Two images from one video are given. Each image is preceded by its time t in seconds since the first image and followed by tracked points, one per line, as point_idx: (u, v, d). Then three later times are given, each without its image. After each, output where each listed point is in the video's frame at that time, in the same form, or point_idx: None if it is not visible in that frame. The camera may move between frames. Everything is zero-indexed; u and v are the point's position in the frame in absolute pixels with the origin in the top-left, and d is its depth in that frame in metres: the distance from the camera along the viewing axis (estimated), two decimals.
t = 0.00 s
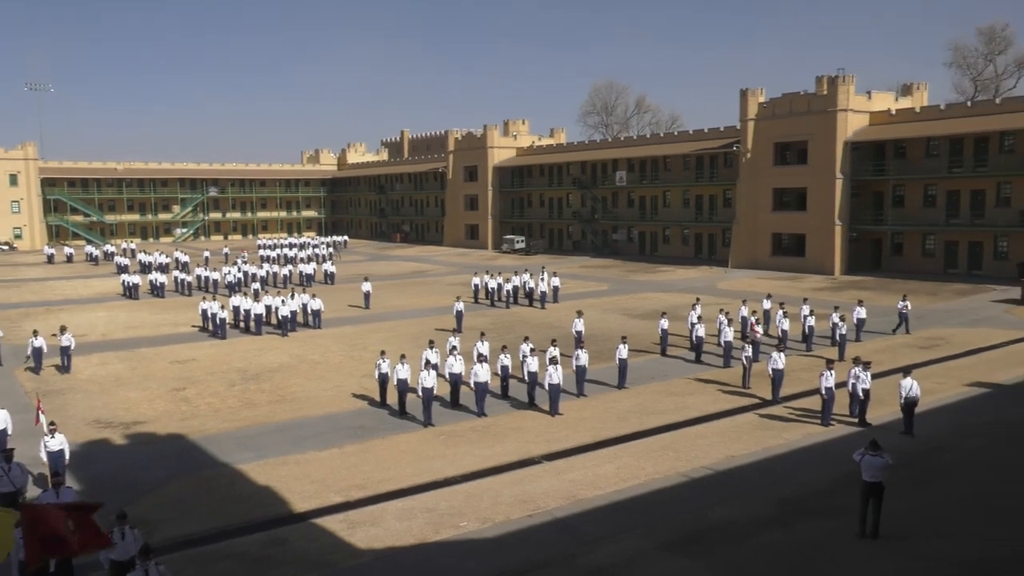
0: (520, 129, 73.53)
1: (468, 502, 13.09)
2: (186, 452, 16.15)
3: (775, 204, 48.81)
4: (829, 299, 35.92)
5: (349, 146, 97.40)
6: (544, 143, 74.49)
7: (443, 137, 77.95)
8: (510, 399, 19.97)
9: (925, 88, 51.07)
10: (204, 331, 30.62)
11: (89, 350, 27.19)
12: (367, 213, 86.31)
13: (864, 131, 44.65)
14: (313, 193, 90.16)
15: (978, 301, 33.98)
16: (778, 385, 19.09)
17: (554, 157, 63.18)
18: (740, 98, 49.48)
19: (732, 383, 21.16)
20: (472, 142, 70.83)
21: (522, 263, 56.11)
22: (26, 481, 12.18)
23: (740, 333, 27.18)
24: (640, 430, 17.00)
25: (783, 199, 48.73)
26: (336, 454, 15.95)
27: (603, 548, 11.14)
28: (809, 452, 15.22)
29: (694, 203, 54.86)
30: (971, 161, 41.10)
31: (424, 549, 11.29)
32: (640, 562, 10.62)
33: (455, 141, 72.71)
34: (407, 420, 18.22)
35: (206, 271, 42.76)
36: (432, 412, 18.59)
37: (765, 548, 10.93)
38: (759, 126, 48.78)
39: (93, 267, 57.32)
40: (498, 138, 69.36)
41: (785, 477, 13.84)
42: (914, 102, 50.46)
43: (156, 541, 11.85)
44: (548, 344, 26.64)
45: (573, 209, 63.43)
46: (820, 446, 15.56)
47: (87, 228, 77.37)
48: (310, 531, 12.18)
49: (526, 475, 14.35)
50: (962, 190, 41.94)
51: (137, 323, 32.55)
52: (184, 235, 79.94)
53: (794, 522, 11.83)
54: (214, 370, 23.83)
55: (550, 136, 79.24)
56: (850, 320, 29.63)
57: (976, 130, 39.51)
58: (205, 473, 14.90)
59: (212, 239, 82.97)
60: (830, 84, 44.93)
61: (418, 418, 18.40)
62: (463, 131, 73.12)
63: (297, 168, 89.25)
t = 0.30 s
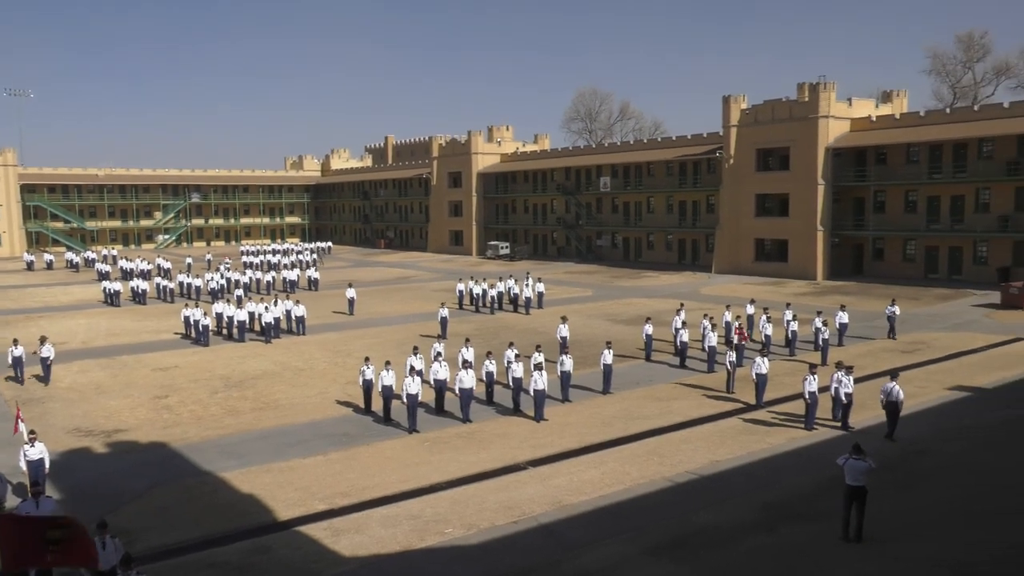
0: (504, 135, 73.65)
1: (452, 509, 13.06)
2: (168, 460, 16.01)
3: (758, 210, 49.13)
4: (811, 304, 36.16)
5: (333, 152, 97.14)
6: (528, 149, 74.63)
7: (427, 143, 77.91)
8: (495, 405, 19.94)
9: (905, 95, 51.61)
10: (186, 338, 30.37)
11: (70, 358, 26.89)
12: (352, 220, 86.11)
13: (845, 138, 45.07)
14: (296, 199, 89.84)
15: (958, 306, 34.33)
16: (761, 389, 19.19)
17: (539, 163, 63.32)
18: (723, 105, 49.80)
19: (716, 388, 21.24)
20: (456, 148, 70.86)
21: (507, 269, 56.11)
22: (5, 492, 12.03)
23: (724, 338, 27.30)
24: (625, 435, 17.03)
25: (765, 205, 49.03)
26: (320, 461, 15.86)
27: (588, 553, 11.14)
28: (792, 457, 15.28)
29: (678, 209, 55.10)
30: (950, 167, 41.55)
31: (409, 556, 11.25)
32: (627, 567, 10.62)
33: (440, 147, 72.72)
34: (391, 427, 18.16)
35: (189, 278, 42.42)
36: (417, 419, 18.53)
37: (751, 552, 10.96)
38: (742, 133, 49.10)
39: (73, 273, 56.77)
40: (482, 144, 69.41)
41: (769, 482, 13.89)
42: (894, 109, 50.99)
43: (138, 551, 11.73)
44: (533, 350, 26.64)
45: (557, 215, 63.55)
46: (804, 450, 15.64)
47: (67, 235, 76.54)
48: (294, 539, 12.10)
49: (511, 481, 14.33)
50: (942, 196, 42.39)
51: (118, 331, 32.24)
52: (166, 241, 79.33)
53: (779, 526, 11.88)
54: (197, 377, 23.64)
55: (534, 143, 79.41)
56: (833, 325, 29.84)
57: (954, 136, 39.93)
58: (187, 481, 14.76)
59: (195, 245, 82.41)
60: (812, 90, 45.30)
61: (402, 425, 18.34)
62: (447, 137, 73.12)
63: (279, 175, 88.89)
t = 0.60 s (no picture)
0: (493, 139, 73.70)
1: (444, 512, 13.03)
2: (156, 465, 15.91)
3: (746, 213, 49.31)
4: (800, 306, 36.33)
5: (322, 155, 96.95)
6: (518, 152, 74.71)
7: (417, 146, 77.88)
8: (485, 409, 19.92)
9: (892, 100, 51.96)
10: (174, 342, 30.25)
11: (57, 362, 26.74)
12: (341, 223, 85.96)
13: (833, 141, 45.31)
14: (285, 202, 89.61)
15: (946, 308, 34.54)
16: (751, 392, 19.24)
17: (529, 166, 63.37)
18: (711, 108, 50.00)
19: (705, 391, 21.29)
20: (446, 151, 70.87)
21: (497, 272, 56.13)
22: None
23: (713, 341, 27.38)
24: (616, 438, 17.04)
25: (754, 208, 49.20)
26: (310, 465, 15.80)
27: (579, 556, 11.14)
28: (782, 459, 15.34)
29: (667, 212, 55.20)
30: (937, 170, 41.82)
31: (399, 560, 11.22)
32: (617, 570, 10.62)
33: (429, 151, 72.69)
34: (381, 431, 18.11)
35: (177, 281, 42.25)
36: (407, 423, 18.48)
37: (741, 554, 10.99)
38: (730, 136, 49.30)
39: (60, 277, 56.45)
40: (472, 147, 69.41)
41: (760, 484, 13.92)
42: (882, 113, 51.29)
43: (126, 556, 11.66)
44: (523, 354, 26.65)
45: (547, 218, 63.62)
46: (793, 453, 15.69)
47: (54, 238, 76.03)
48: (284, 544, 12.04)
49: (502, 485, 14.32)
50: (929, 200, 42.67)
51: (106, 335, 32.07)
52: (154, 245, 78.98)
53: (769, 528, 11.91)
54: (186, 381, 23.53)
55: (524, 146, 79.46)
56: (822, 327, 29.97)
57: (942, 140, 40.18)
58: (175, 486, 14.67)
59: (183, 249, 82.07)
60: (799, 94, 45.52)
61: (392, 429, 18.30)
62: (437, 141, 73.12)
63: (268, 178, 88.65)
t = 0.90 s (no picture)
0: (486, 141, 73.80)
1: (437, 515, 13.01)
2: (149, 468, 15.85)
3: (739, 215, 49.44)
4: (792, 308, 36.45)
5: (315, 157, 96.85)
6: (511, 154, 74.76)
7: (410, 148, 77.85)
8: (479, 411, 19.90)
9: (883, 102, 52.19)
10: (167, 344, 30.16)
11: (49, 365, 26.64)
12: (334, 225, 85.90)
13: (824, 144, 45.48)
14: (278, 205, 89.50)
15: (938, 310, 34.66)
16: (744, 393, 19.29)
17: (521, 168, 63.42)
18: (704, 111, 50.14)
19: (698, 393, 21.33)
20: (439, 154, 70.88)
21: (490, 274, 56.16)
22: None
23: (706, 342, 27.43)
24: (609, 440, 17.05)
25: (746, 210, 49.32)
26: (303, 468, 15.76)
27: (573, 558, 11.14)
28: (775, 461, 15.37)
29: (660, 214, 55.25)
30: (929, 172, 42.00)
31: (393, 563, 11.19)
32: (611, 572, 10.62)
33: (422, 153, 72.70)
34: (375, 433, 18.08)
35: (169, 284, 42.12)
36: (400, 425, 18.45)
37: (734, 556, 11.00)
38: (722, 139, 49.43)
39: (51, 280, 56.29)
40: (465, 150, 69.40)
41: (754, 486, 13.94)
42: (873, 115, 51.51)
43: (118, 560, 11.61)
44: (516, 356, 26.64)
45: (540, 220, 63.66)
46: (787, 454, 15.73)
47: (45, 241, 75.74)
48: (277, 547, 12.00)
49: (495, 487, 14.31)
50: (921, 202, 42.83)
51: (97, 337, 31.96)
52: (146, 247, 78.75)
53: (762, 530, 11.93)
54: (178, 384, 23.46)
55: (517, 148, 79.50)
56: (814, 329, 30.06)
57: (933, 142, 40.35)
58: (168, 490, 14.60)
59: (175, 251, 81.86)
60: (791, 97, 45.66)
61: (386, 431, 18.28)
62: (430, 143, 73.11)
63: (261, 180, 88.52)
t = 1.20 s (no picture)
0: (484, 141, 73.83)
1: (435, 515, 13.00)
2: (146, 469, 15.84)
3: (736, 215, 49.46)
4: (790, 308, 36.51)
5: (313, 157, 96.81)
6: (509, 155, 74.78)
7: (407, 148, 77.85)
8: (476, 412, 19.88)
9: (881, 103, 52.25)
10: (164, 344, 30.14)
11: (46, 366, 26.60)
12: (332, 225, 85.87)
13: (822, 144, 45.54)
14: (275, 206, 89.49)
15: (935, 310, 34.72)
16: (742, 393, 19.30)
17: (519, 168, 63.43)
18: (701, 111, 50.20)
19: (696, 393, 21.34)
20: (437, 154, 70.89)
21: (488, 274, 56.16)
22: None
23: (704, 343, 27.46)
24: (607, 441, 17.05)
25: (744, 211, 49.33)
26: (301, 468, 15.74)
27: (571, 558, 11.14)
28: (773, 461, 15.38)
29: (657, 214, 55.26)
30: (926, 173, 42.04)
31: (390, 564, 11.19)
32: (608, 573, 10.63)
33: (420, 153, 72.73)
34: (373, 433, 18.08)
35: (166, 284, 42.08)
36: (398, 426, 18.45)
37: (732, 556, 11.01)
38: (720, 139, 49.48)
39: (48, 280, 56.25)
40: (463, 150, 69.40)
41: (751, 486, 13.95)
42: (871, 116, 51.58)
43: (115, 561, 11.59)
44: (514, 356, 26.64)
45: (538, 220, 63.67)
46: (784, 454, 15.74)
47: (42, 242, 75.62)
48: (274, 548, 11.99)
49: (493, 487, 14.32)
50: (918, 202, 42.87)
51: (95, 338, 31.91)
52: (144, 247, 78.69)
53: (759, 530, 11.94)
54: (176, 384, 23.44)
55: (515, 148, 79.51)
56: (812, 330, 30.11)
57: (930, 142, 40.39)
58: (165, 491, 14.58)
59: (172, 252, 81.79)
60: (788, 97, 45.69)
61: (384, 431, 18.27)
62: (428, 143, 73.11)
63: (258, 181, 88.50)
